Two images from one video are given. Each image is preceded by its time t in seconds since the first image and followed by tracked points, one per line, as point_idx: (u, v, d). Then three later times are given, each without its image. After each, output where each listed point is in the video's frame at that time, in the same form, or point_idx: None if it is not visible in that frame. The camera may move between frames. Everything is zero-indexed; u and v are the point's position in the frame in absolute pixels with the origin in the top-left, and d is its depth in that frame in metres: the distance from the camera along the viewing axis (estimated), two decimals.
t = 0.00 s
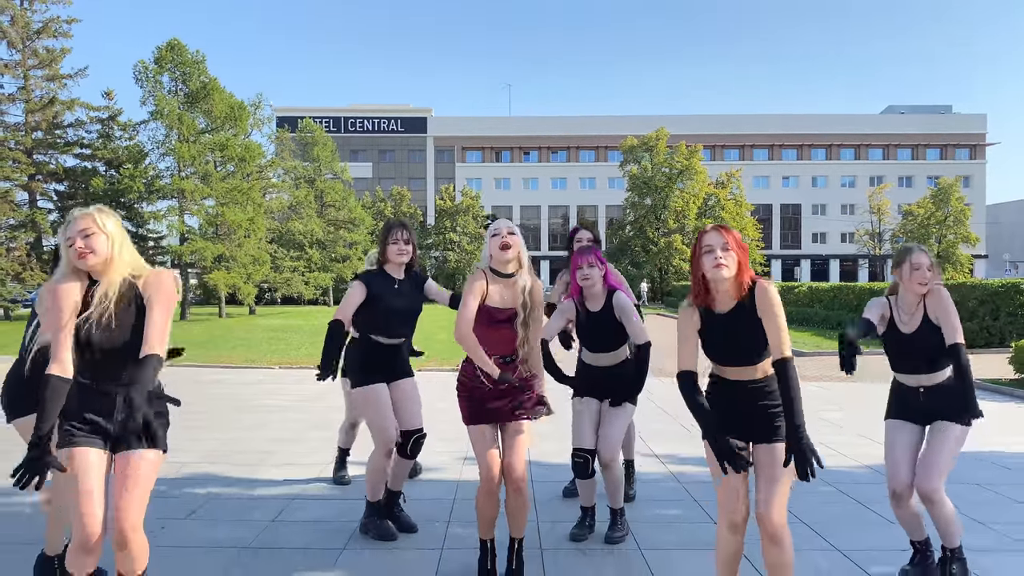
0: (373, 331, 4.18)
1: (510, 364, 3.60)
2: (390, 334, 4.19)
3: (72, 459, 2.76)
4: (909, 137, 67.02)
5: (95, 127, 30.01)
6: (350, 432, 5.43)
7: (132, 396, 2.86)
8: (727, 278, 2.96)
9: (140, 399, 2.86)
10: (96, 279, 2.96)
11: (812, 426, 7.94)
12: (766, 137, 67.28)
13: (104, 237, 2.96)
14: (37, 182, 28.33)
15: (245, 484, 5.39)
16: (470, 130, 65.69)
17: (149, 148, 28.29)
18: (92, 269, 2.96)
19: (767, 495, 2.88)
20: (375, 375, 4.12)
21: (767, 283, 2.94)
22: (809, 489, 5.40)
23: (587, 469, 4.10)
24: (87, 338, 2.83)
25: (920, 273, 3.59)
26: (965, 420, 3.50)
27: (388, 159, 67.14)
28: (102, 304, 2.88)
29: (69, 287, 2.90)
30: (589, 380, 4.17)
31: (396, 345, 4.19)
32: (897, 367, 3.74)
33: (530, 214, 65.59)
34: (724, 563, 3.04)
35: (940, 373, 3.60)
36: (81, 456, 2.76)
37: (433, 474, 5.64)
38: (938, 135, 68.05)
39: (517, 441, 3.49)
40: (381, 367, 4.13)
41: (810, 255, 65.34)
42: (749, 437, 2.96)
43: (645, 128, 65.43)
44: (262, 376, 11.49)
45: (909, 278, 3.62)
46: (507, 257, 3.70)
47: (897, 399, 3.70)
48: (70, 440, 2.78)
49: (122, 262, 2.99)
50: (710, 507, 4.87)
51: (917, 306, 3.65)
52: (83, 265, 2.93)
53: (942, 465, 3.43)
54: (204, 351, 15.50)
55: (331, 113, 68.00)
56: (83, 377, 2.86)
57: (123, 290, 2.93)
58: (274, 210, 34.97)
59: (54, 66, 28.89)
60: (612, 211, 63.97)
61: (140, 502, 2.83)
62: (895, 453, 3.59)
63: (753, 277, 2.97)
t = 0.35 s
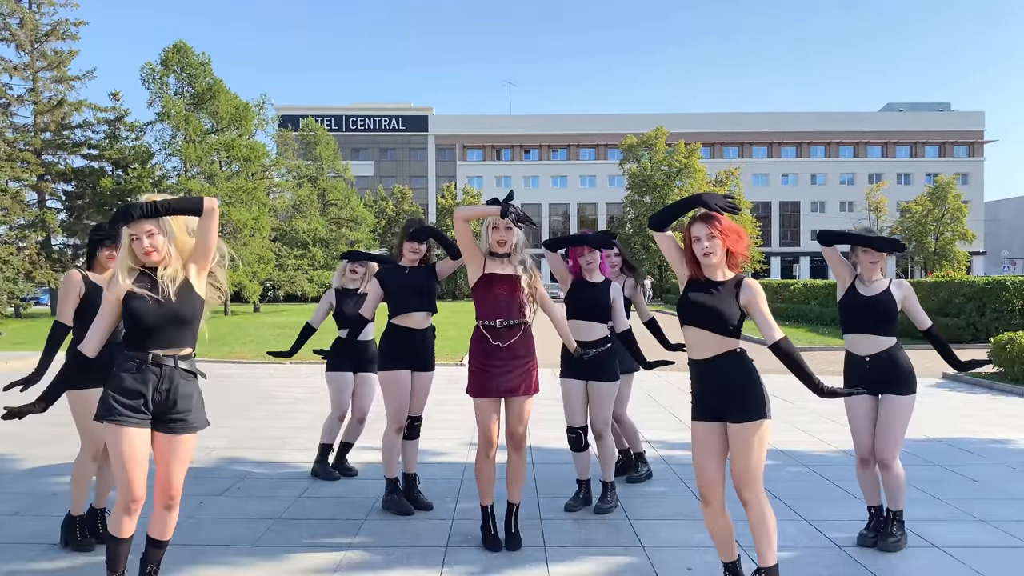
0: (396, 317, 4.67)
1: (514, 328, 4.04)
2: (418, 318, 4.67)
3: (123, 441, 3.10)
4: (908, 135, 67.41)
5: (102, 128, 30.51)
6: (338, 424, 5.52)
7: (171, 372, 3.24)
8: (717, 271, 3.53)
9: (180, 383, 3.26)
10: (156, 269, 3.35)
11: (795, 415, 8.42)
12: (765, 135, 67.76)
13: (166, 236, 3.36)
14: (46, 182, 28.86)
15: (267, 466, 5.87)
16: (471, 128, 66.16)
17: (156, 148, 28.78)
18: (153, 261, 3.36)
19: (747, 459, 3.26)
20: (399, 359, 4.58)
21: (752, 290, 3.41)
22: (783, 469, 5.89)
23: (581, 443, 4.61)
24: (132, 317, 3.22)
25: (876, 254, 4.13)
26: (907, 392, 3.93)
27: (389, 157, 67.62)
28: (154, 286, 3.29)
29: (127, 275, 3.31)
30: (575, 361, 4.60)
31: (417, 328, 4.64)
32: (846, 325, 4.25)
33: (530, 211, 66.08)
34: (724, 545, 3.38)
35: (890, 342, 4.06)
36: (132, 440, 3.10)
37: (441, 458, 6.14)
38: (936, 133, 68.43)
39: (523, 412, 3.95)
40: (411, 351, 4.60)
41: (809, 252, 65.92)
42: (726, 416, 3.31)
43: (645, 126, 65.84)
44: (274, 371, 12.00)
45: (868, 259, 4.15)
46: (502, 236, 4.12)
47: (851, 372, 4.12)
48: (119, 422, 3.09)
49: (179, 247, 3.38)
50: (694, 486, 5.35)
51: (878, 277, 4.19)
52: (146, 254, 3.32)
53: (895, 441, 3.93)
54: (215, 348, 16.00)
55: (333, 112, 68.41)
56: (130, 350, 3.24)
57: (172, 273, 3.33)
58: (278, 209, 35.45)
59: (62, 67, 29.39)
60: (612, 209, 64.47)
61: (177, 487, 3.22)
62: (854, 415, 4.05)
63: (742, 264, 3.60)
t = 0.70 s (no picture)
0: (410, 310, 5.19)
1: (514, 322, 4.54)
2: (428, 310, 5.18)
3: (169, 411, 3.57)
4: (908, 133, 67.76)
5: (111, 129, 31.08)
6: (353, 408, 6.03)
7: (209, 355, 3.65)
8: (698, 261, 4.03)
9: (219, 366, 3.66)
10: (199, 265, 3.73)
11: (781, 405, 8.93)
12: (766, 134, 68.18)
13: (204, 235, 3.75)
14: (57, 182, 29.40)
15: (290, 449, 6.40)
16: (473, 127, 66.64)
17: (164, 149, 29.34)
18: (196, 258, 3.74)
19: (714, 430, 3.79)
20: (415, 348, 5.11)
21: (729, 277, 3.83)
22: (763, 451, 6.40)
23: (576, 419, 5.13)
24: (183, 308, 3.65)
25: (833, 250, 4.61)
26: (861, 373, 4.45)
27: (392, 156, 68.11)
28: (200, 279, 3.69)
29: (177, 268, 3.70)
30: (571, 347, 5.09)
31: (426, 322, 5.16)
32: (811, 314, 4.73)
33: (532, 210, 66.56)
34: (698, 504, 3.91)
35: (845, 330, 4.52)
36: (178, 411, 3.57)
37: (451, 442, 6.65)
38: (936, 131, 68.75)
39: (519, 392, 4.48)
40: (425, 338, 5.12)
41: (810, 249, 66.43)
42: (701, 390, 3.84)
43: (646, 124, 66.26)
44: (287, 365, 12.53)
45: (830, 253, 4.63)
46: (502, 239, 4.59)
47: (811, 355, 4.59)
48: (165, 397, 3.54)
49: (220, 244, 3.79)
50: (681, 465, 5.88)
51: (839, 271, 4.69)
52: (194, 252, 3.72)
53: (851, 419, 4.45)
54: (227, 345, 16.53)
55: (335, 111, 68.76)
56: (181, 334, 3.67)
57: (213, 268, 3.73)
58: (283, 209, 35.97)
59: (72, 70, 29.94)
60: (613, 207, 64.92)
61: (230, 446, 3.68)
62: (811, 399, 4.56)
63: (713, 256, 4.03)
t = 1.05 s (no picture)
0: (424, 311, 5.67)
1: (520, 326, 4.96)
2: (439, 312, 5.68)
3: (210, 399, 4.05)
4: (908, 131, 68.05)
5: (120, 130, 31.61)
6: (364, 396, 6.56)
7: (250, 352, 4.15)
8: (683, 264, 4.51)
9: (260, 362, 4.16)
10: (237, 273, 4.24)
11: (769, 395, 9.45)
12: (767, 132, 68.57)
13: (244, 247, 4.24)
14: (67, 183, 29.94)
15: (310, 435, 6.91)
16: (476, 126, 67.10)
17: (173, 150, 29.90)
18: (234, 269, 4.24)
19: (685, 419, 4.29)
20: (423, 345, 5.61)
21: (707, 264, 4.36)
22: (746, 436, 6.91)
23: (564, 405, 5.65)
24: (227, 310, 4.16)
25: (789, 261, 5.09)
26: (808, 366, 4.99)
27: (395, 155, 68.64)
28: (240, 285, 4.20)
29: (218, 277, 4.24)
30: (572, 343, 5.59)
31: (437, 322, 5.64)
32: (782, 318, 5.25)
33: (534, 208, 67.09)
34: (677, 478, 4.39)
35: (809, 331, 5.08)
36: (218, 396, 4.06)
37: (456, 428, 7.15)
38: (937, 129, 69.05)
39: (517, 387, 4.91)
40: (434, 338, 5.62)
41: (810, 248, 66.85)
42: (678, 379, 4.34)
43: (647, 122, 66.69)
44: (299, 359, 13.06)
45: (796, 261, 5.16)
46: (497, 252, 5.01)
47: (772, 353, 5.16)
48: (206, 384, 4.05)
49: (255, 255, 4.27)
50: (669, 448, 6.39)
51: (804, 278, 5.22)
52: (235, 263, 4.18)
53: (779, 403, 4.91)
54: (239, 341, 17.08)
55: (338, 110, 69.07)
56: (227, 332, 4.18)
57: (250, 276, 4.23)
58: (289, 208, 36.47)
59: (82, 72, 30.47)
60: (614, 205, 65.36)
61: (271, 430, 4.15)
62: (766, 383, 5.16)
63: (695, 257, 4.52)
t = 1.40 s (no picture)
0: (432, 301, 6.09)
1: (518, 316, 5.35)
2: (447, 303, 6.08)
3: (258, 385, 4.45)
4: (909, 127, 68.27)
5: (127, 128, 32.05)
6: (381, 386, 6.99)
7: (286, 338, 4.61)
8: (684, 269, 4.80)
9: (295, 348, 4.62)
10: (272, 270, 4.69)
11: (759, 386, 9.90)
12: (767, 128, 68.86)
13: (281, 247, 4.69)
14: (76, 180, 30.37)
15: (325, 421, 7.37)
16: (478, 123, 67.49)
17: (180, 148, 30.35)
18: (267, 264, 4.71)
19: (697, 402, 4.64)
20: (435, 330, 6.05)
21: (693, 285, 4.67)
22: (735, 423, 7.35)
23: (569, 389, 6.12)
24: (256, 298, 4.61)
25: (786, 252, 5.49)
26: (800, 352, 5.40)
27: (397, 151, 69.11)
28: (266, 281, 4.65)
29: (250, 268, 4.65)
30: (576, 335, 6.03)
31: (444, 314, 6.09)
32: (755, 305, 5.70)
33: (536, 205, 67.53)
34: (660, 454, 4.77)
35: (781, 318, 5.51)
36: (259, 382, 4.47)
37: (462, 416, 7.61)
38: (937, 125, 69.31)
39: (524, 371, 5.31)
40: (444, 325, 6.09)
41: (811, 244, 67.12)
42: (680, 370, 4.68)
43: (648, 119, 67.02)
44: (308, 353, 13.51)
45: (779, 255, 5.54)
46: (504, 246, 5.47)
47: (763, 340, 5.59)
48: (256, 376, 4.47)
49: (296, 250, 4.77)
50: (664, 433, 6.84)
51: (781, 270, 5.62)
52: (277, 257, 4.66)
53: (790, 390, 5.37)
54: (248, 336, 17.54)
55: (340, 106, 69.39)
56: (260, 327, 4.61)
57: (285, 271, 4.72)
58: (293, 204, 36.93)
59: (90, 71, 30.90)
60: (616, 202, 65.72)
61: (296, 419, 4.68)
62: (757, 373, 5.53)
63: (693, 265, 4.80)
